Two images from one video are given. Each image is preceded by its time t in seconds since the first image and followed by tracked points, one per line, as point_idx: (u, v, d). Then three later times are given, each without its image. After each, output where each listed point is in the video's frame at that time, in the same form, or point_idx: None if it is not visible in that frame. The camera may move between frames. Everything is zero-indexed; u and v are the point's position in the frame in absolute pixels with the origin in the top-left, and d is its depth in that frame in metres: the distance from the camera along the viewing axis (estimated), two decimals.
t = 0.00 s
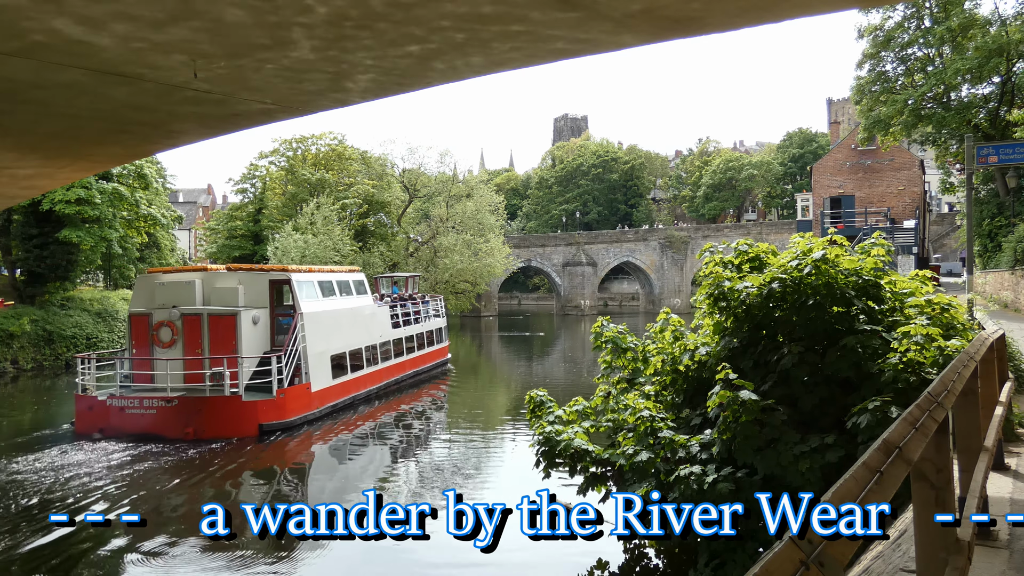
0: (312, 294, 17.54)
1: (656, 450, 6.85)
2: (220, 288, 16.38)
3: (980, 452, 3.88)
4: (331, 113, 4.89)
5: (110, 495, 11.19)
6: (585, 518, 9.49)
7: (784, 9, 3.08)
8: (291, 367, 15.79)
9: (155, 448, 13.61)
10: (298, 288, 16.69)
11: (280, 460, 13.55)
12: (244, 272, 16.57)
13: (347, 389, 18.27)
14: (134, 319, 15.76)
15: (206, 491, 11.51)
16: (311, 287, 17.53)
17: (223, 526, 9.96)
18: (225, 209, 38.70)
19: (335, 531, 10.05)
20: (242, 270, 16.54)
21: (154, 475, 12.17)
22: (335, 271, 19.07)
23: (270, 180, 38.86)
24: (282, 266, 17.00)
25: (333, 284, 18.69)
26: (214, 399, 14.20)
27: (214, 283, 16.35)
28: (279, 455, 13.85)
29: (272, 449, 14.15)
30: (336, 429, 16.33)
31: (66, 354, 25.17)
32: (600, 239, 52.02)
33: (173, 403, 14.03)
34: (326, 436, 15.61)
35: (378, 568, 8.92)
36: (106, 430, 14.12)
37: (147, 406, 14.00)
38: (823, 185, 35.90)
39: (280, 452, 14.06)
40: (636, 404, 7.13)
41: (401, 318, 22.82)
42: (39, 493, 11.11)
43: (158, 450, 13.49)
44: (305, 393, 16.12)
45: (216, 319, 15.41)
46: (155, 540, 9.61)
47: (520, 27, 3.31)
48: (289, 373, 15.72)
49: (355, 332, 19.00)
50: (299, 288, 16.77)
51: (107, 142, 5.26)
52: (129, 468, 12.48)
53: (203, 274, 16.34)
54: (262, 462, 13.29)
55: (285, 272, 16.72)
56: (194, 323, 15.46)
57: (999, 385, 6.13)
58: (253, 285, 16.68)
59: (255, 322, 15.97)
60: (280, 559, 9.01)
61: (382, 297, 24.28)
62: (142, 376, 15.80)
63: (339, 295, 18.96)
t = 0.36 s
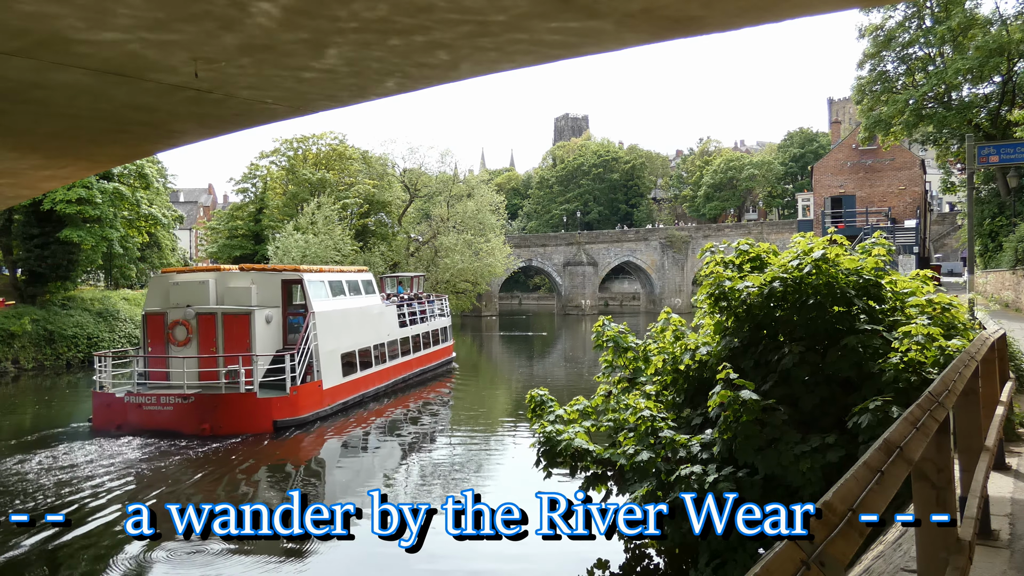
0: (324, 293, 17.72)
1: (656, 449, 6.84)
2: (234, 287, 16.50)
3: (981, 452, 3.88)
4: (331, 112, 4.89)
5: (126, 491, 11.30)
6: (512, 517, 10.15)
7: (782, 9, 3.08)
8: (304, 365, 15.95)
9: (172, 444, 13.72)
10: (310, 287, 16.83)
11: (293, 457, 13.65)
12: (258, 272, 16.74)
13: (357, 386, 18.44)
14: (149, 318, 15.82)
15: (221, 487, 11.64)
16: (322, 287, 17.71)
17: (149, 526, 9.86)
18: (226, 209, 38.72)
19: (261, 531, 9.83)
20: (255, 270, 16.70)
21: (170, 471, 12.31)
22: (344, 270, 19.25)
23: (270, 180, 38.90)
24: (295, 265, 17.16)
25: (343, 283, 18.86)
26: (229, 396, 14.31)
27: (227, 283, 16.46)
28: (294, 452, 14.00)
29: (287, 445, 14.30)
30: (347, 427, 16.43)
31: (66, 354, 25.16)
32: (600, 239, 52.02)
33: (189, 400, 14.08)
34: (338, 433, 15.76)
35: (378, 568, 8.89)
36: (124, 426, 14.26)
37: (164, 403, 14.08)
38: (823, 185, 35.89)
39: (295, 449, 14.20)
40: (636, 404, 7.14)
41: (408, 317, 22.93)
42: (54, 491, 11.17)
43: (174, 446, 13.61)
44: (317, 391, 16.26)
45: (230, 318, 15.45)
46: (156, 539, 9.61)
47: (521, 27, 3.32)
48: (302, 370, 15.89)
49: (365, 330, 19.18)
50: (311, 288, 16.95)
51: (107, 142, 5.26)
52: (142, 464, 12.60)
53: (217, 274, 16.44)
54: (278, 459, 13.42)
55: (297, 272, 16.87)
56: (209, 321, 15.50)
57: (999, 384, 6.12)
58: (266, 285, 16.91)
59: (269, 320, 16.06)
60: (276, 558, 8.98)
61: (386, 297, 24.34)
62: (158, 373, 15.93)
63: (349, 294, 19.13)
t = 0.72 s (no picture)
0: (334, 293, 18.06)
1: (656, 450, 6.84)
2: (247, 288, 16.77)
3: (980, 452, 3.88)
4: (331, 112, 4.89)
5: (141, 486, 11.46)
6: (439, 516, 10.61)
7: (783, 9, 3.08)
8: (316, 364, 16.38)
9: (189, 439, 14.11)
10: (321, 288, 17.22)
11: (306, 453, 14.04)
12: (270, 273, 17.03)
13: (366, 384, 18.80)
14: (164, 317, 16.05)
15: (236, 481, 11.96)
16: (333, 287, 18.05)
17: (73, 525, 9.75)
18: (226, 209, 38.77)
19: (186, 531, 9.80)
20: (268, 270, 17.01)
21: (185, 466, 12.55)
22: (354, 270, 19.55)
23: (270, 180, 38.92)
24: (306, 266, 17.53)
25: (353, 283, 19.19)
26: (244, 393, 14.73)
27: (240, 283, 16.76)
28: (306, 448, 14.40)
29: (300, 442, 14.70)
30: (357, 424, 16.83)
31: (67, 355, 25.17)
32: (600, 239, 52.03)
33: (204, 397, 14.48)
34: (348, 430, 16.15)
35: (380, 567, 8.89)
36: (141, 423, 14.62)
37: (181, 400, 14.47)
38: (823, 185, 35.88)
39: (307, 445, 14.61)
40: (636, 404, 7.12)
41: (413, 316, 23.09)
42: (68, 488, 11.27)
43: (191, 442, 13.95)
44: (328, 389, 16.66)
45: (245, 318, 15.74)
46: (156, 539, 9.60)
47: (522, 27, 3.32)
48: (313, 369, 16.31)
49: (373, 328, 19.55)
50: (323, 288, 17.30)
51: (107, 143, 5.26)
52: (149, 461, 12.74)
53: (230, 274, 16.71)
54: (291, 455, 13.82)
55: (308, 273, 17.21)
56: (224, 321, 15.78)
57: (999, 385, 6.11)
58: (278, 285, 17.16)
59: (281, 320, 16.36)
60: (271, 560, 8.95)
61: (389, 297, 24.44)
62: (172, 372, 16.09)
63: (358, 293, 19.44)
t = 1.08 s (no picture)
0: (343, 293, 18.30)
1: (656, 450, 6.83)
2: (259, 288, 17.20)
3: (980, 452, 3.88)
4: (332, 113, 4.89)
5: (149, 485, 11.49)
6: (363, 516, 10.78)
7: (784, 9, 3.08)
8: (327, 362, 16.60)
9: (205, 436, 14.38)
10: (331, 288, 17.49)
11: (318, 450, 14.31)
12: (282, 273, 17.45)
13: (375, 381, 18.99)
14: (179, 316, 16.45)
15: (249, 479, 12.16)
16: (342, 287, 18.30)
17: None
18: (226, 209, 38.82)
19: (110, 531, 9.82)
20: (280, 271, 17.41)
21: (199, 464, 12.71)
22: (362, 271, 19.78)
23: (270, 180, 38.94)
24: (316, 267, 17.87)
25: (361, 284, 19.42)
26: (259, 390, 14.97)
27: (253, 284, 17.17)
28: (318, 445, 14.63)
29: (312, 439, 14.94)
30: (366, 421, 17.02)
31: (67, 355, 25.16)
32: (600, 239, 52.03)
33: (219, 394, 14.73)
34: (359, 427, 16.36)
35: (378, 567, 8.88)
36: (156, 420, 14.89)
37: (196, 398, 14.70)
38: (823, 185, 35.87)
39: (320, 442, 14.85)
40: (636, 404, 7.12)
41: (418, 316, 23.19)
42: (84, 483, 11.44)
43: (207, 438, 14.21)
44: (339, 386, 16.86)
45: (257, 318, 16.12)
46: (160, 541, 9.60)
47: (524, 27, 3.32)
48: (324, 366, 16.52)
49: (381, 328, 19.75)
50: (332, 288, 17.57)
51: (107, 143, 5.26)
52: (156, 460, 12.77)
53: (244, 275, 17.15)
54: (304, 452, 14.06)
55: (319, 273, 17.57)
56: (237, 320, 16.15)
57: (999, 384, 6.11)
58: (290, 285, 17.61)
59: (293, 319, 16.71)
60: (267, 560, 8.92)
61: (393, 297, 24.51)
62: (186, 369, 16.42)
63: (366, 293, 19.65)
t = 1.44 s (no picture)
0: (353, 292, 18.41)
1: (656, 450, 6.82)
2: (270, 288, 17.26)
3: (980, 452, 3.88)
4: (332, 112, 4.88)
5: (157, 484, 11.52)
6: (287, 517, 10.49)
7: (785, 9, 3.08)
8: (338, 360, 16.73)
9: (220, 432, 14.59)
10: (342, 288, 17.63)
11: (331, 446, 14.51)
12: (293, 273, 17.39)
13: (384, 379, 19.11)
14: (191, 316, 16.54)
15: (263, 475, 12.28)
16: (351, 287, 18.40)
17: None
18: (226, 209, 38.91)
19: (33, 531, 9.61)
20: (291, 271, 17.37)
21: (214, 461, 12.87)
22: (370, 271, 19.89)
23: (270, 180, 38.96)
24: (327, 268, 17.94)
25: (369, 284, 19.51)
26: (274, 387, 15.17)
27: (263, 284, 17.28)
28: (331, 442, 14.80)
29: (325, 436, 15.11)
30: (375, 419, 17.13)
31: (67, 355, 25.16)
32: (600, 239, 52.04)
33: (235, 391, 14.97)
34: (369, 425, 16.52)
35: (376, 566, 8.86)
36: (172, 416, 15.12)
37: (211, 394, 14.96)
38: (823, 185, 35.86)
39: (333, 439, 15.03)
40: (636, 404, 7.12)
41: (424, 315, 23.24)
42: (97, 481, 11.52)
43: (222, 434, 14.43)
44: (350, 384, 17.02)
45: (270, 316, 16.39)
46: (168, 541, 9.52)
47: (524, 27, 3.32)
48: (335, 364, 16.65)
49: (390, 327, 19.84)
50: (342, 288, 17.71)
51: (108, 143, 5.27)
52: (165, 459, 12.82)
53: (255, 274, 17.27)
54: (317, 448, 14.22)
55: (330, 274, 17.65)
56: (249, 319, 16.37)
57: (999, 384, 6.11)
58: (301, 286, 17.51)
59: (304, 318, 16.96)
60: (262, 562, 8.87)
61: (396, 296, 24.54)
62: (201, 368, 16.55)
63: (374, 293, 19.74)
